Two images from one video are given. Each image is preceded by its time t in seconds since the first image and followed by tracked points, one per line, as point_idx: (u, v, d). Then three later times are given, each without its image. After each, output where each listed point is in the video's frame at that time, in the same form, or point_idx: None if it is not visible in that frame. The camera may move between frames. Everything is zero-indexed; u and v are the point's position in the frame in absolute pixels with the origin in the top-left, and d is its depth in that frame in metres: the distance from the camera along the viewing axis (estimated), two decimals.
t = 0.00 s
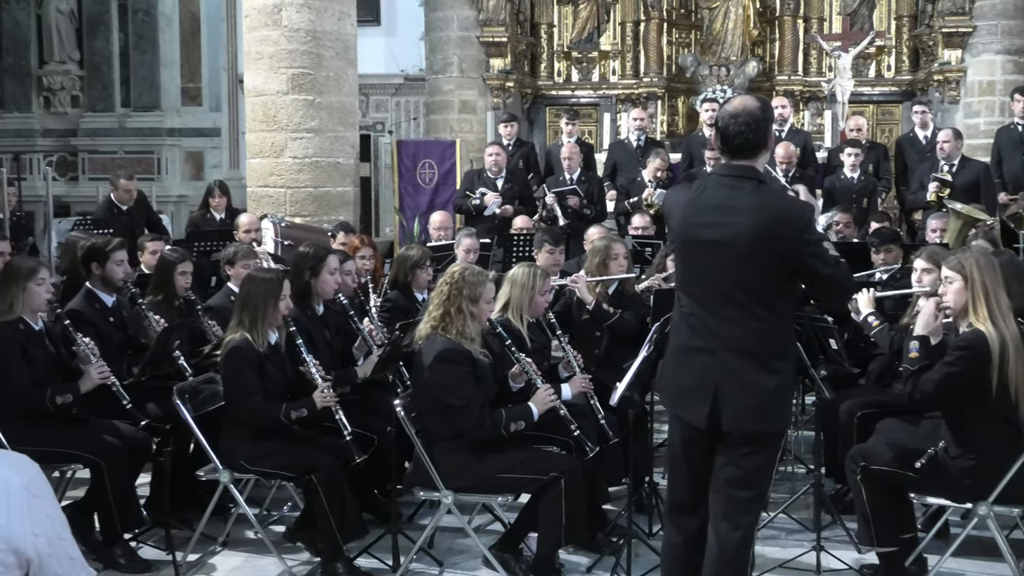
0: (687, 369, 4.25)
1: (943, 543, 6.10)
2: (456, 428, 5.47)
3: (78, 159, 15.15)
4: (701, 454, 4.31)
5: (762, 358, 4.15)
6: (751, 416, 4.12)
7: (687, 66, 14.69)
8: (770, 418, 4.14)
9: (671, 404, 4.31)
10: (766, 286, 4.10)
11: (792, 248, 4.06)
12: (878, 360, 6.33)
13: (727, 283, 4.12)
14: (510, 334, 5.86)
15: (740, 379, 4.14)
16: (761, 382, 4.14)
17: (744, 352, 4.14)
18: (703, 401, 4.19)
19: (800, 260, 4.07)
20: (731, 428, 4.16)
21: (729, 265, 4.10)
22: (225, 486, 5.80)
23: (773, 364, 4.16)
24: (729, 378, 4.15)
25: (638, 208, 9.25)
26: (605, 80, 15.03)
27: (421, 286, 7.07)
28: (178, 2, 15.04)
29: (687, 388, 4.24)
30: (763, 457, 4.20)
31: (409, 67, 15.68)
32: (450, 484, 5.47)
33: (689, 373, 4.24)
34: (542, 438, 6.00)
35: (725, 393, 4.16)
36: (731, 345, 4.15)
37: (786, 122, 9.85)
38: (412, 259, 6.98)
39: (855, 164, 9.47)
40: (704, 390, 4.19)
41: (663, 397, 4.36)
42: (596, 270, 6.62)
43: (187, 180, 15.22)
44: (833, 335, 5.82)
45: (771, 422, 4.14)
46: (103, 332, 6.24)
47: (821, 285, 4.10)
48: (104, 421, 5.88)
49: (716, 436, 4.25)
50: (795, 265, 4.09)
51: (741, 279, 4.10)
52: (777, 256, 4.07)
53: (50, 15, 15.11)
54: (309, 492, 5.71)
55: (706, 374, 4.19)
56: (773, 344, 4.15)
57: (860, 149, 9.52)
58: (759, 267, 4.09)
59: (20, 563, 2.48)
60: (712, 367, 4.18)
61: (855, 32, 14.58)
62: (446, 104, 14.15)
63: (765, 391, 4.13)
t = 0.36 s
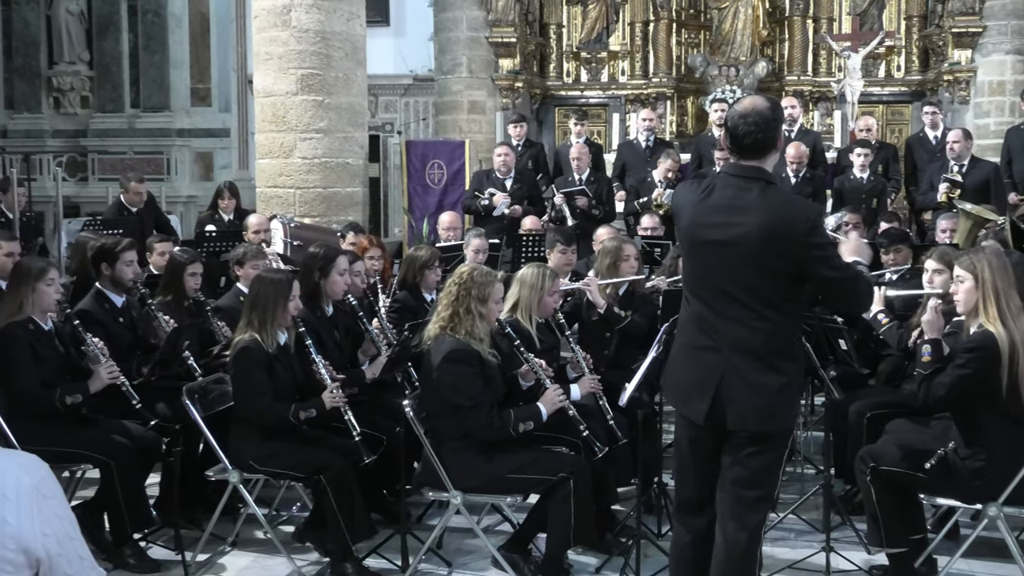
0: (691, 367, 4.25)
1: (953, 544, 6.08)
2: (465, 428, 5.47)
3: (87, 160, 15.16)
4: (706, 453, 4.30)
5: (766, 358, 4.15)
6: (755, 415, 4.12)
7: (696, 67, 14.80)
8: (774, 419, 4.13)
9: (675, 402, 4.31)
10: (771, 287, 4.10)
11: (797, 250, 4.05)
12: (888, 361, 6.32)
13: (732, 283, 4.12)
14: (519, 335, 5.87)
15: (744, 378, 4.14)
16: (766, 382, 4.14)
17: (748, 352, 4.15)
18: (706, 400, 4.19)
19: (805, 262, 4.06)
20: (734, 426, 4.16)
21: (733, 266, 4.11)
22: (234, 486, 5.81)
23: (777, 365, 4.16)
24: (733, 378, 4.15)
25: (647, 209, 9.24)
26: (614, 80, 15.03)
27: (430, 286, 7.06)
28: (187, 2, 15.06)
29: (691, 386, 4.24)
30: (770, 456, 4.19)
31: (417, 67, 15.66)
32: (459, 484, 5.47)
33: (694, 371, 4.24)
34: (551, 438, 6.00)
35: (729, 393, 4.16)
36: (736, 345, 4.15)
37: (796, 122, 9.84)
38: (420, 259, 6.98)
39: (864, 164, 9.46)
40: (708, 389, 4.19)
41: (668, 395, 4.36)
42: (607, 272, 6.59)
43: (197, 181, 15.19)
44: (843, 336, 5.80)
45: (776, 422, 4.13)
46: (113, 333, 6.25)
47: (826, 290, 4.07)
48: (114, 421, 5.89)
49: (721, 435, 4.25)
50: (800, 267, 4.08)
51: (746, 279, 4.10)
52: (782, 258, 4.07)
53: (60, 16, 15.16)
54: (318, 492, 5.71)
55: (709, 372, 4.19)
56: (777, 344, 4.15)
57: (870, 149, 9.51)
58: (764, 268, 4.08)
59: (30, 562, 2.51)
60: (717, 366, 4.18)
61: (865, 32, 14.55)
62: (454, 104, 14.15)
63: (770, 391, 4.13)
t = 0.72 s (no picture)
0: (694, 366, 4.23)
1: (962, 545, 6.07)
2: (474, 428, 5.47)
3: (97, 160, 15.15)
4: (710, 452, 4.29)
5: (770, 358, 4.15)
6: (759, 413, 4.11)
7: (705, 67, 14.73)
8: (778, 418, 4.13)
9: (677, 401, 4.29)
10: (775, 287, 4.10)
11: (802, 251, 4.05)
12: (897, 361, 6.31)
13: (735, 283, 4.12)
14: (527, 335, 5.87)
15: (747, 377, 4.13)
16: (769, 381, 4.14)
17: (752, 351, 4.14)
18: (709, 398, 4.18)
19: (810, 263, 4.07)
20: (738, 425, 4.14)
21: (738, 265, 4.10)
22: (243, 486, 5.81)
23: (780, 365, 4.16)
24: (736, 376, 4.14)
25: (657, 209, 9.24)
26: (623, 80, 15.03)
27: (439, 287, 7.07)
28: (197, 3, 15.08)
29: (693, 384, 4.23)
30: (774, 456, 4.17)
31: (427, 67, 15.73)
32: (468, 484, 5.47)
33: (698, 369, 4.23)
34: (559, 439, 6.02)
35: (732, 392, 4.14)
36: (740, 344, 4.15)
37: (805, 122, 9.82)
38: (429, 259, 6.98)
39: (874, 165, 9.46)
40: (710, 387, 4.17)
41: (670, 393, 4.34)
42: (618, 273, 6.60)
43: (206, 181, 15.21)
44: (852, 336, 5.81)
45: (779, 421, 4.12)
46: (123, 333, 6.27)
47: (830, 292, 4.10)
48: (123, 421, 5.90)
49: (725, 433, 4.23)
50: (804, 268, 4.08)
51: (750, 278, 4.10)
52: (786, 258, 4.07)
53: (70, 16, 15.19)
54: (327, 492, 5.71)
55: (712, 371, 4.18)
56: (780, 344, 4.14)
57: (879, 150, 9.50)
58: (767, 268, 4.08)
59: (40, 562, 2.51)
60: (721, 364, 4.17)
61: (874, 32, 14.53)
62: (464, 104, 14.15)
63: (773, 390, 4.12)
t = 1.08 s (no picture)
0: (699, 366, 4.24)
1: (971, 547, 6.07)
2: (482, 429, 5.47)
3: (106, 161, 15.17)
4: (719, 451, 4.29)
5: (775, 358, 4.14)
6: (763, 413, 4.11)
7: (714, 67, 14.76)
8: (782, 417, 4.13)
9: (683, 401, 4.30)
10: (777, 288, 4.09)
11: (802, 253, 4.04)
12: (906, 362, 6.30)
13: (737, 285, 4.12)
14: (536, 336, 5.88)
15: (750, 377, 4.13)
16: (773, 381, 4.13)
17: (755, 351, 4.13)
18: (713, 398, 4.18)
19: (811, 264, 4.05)
20: (743, 424, 4.15)
21: (739, 267, 4.10)
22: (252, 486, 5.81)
23: (784, 365, 4.16)
24: (739, 377, 4.14)
25: (665, 210, 9.25)
26: (631, 81, 15.03)
27: (446, 287, 7.07)
28: (206, 4, 15.15)
29: (698, 384, 4.23)
30: (780, 455, 4.18)
31: (434, 67, 15.71)
32: (476, 485, 5.47)
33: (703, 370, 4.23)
34: (567, 439, 6.03)
35: (735, 393, 4.15)
36: (742, 344, 4.15)
37: (814, 123, 9.81)
38: (437, 260, 6.98)
39: (882, 166, 9.46)
40: (713, 387, 4.18)
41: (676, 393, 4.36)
42: (626, 274, 6.61)
43: (215, 181, 15.26)
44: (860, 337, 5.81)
45: (782, 420, 4.12)
46: (131, 333, 6.28)
47: (831, 295, 4.08)
48: (131, 421, 5.91)
49: (732, 431, 4.24)
50: (806, 270, 4.07)
51: (750, 281, 4.09)
52: (787, 261, 4.06)
53: (79, 17, 15.20)
54: (335, 492, 5.71)
55: (716, 371, 4.18)
56: (783, 344, 4.14)
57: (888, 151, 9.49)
58: (769, 271, 4.07)
59: (49, 562, 2.52)
60: (724, 365, 4.17)
61: (883, 33, 14.51)
62: (472, 105, 14.13)
63: (777, 390, 4.12)
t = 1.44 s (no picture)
0: (703, 358, 4.24)
1: (981, 548, 6.05)
2: (490, 429, 5.46)
3: (115, 162, 15.29)
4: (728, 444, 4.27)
5: (781, 350, 4.12)
6: (768, 403, 4.10)
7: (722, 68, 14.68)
8: (787, 409, 4.11)
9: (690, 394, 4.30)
10: (781, 278, 4.08)
11: (806, 243, 4.04)
12: (915, 364, 6.27)
13: (741, 274, 4.12)
14: (545, 336, 5.88)
15: (756, 367, 4.12)
16: (779, 372, 4.13)
17: (761, 342, 4.12)
18: (720, 388, 4.18)
19: (816, 255, 4.04)
20: (750, 414, 4.13)
21: (744, 258, 4.11)
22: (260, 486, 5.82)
23: (791, 356, 4.14)
24: (745, 367, 4.13)
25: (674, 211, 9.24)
26: (640, 81, 15.02)
27: (455, 288, 7.07)
28: (214, 5, 15.09)
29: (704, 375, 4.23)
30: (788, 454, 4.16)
31: (444, 70, 15.60)
32: (484, 485, 5.47)
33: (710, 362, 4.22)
34: (575, 440, 6.02)
35: (740, 384, 4.14)
36: (745, 335, 4.14)
37: (823, 123, 9.79)
38: (446, 261, 6.99)
39: (892, 167, 9.44)
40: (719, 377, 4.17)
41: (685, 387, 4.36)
42: (637, 276, 6.61)
43: (224, 182, 15.29)
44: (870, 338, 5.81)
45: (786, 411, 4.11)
46: (141, 334, 6.28)
47: (836, 285, 4.05)
48: (141, 422, 5.92)
49: (740, 425, 4.23)
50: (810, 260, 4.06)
51: (754, 271, 4.10)
52: (791, 251, 4.05)
53: (88, 18, 15.23)
54: (343, 493, 5.71)
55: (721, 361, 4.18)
56: (789, 335, 4.12)
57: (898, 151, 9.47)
58: (772, 261, 4.07)
59: (58, 561, 2.57)
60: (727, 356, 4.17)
61: (892, 33, 14.47)
62: (480, 106, 14.16)
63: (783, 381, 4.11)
